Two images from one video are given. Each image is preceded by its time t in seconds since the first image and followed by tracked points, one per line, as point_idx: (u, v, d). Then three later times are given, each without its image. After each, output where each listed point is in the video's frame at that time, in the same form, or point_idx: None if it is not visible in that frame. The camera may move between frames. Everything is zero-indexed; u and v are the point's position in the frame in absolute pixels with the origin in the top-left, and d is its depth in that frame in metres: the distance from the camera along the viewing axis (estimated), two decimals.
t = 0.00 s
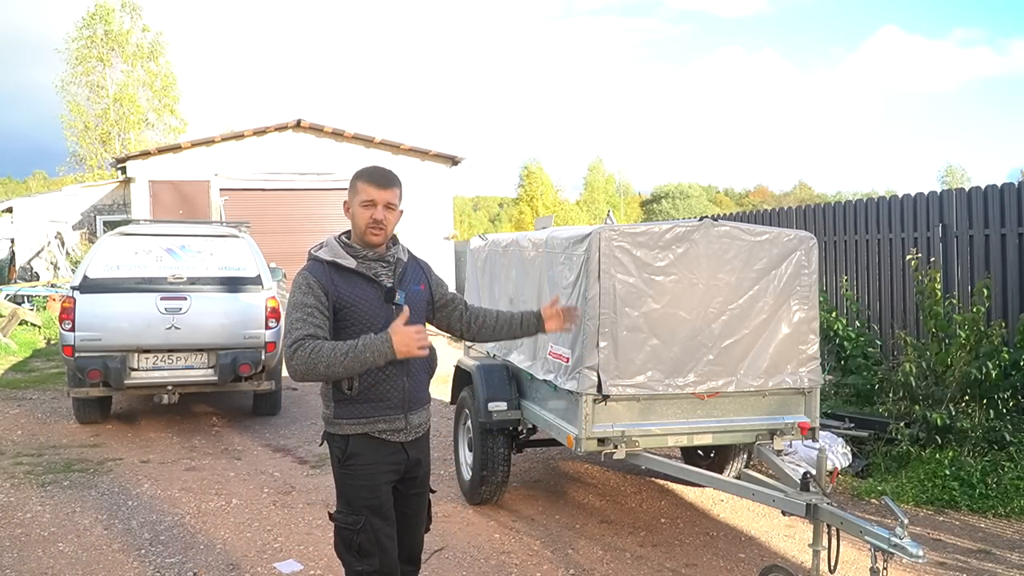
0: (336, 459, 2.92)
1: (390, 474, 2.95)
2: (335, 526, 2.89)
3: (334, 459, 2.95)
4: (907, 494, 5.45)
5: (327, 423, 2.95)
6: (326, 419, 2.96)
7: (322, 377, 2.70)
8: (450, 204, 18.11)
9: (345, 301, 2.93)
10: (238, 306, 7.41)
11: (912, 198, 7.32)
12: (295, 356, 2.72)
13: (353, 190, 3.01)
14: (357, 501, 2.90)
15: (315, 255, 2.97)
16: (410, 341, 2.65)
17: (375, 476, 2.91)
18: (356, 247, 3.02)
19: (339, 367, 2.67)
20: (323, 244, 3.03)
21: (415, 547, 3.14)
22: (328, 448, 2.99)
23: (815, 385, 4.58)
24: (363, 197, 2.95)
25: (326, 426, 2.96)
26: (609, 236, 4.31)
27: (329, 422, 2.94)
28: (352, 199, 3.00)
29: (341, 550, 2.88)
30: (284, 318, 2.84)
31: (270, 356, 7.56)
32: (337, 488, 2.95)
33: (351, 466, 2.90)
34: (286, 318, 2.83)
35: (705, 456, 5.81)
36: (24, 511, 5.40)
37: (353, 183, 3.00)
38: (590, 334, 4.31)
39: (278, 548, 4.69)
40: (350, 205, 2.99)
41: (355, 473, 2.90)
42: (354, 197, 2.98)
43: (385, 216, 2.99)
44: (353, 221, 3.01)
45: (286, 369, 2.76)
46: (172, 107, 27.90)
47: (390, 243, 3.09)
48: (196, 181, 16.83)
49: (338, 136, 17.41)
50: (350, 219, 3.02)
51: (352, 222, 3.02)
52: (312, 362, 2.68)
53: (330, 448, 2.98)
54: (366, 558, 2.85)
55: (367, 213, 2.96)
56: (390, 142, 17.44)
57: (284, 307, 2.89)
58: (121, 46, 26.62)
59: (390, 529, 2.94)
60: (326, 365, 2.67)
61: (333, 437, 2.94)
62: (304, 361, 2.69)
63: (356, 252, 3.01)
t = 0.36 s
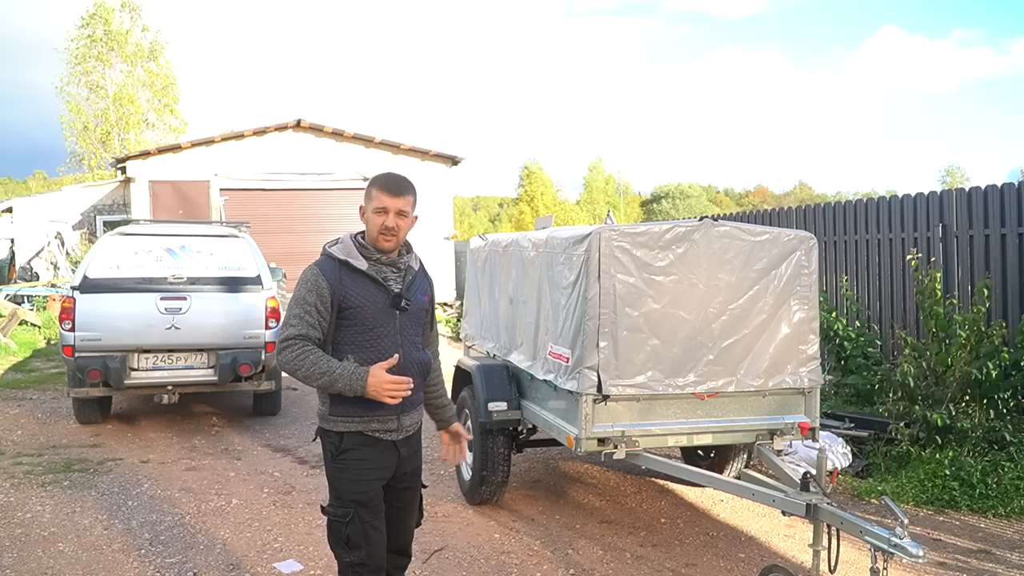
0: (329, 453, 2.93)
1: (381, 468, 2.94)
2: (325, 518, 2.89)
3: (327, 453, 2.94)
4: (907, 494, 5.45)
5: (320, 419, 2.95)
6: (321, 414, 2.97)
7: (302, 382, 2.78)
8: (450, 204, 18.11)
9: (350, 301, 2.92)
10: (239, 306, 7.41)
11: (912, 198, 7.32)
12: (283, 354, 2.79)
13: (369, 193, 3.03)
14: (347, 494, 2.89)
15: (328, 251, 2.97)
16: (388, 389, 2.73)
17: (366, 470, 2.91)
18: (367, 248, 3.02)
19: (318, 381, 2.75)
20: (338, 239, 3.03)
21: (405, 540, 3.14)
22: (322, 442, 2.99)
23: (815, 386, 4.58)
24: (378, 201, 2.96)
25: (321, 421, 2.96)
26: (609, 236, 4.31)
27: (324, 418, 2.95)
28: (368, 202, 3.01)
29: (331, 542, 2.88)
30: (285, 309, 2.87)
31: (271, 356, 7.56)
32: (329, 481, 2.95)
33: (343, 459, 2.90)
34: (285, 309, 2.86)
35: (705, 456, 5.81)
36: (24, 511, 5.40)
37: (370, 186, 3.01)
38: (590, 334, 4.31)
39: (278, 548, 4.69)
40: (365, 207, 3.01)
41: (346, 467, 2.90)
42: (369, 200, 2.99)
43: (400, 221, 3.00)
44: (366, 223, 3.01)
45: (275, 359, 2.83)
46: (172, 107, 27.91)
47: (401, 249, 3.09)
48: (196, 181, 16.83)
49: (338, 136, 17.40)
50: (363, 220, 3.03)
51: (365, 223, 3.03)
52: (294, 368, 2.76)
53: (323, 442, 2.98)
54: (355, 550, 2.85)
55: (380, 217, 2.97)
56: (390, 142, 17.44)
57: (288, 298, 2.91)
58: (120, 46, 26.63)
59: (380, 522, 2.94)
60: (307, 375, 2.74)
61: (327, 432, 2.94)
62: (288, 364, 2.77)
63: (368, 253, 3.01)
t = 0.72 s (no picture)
0: (336, 450, 2.91)
1: (388, 464, 2.95)
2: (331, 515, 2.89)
3: (332, 450, 2.92)
4: (907, 494, 5.45)
5: (325, 415, 2.93)
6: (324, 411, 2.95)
7: (318, 375, 2.76)
8: (450, 204, 18.12)
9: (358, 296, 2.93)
10: (239, 306, 7.41)
11: (912, 198, 7.32)
12: (297, 350, 2.77)
13: (366, 194, 3.02)
14: (355, 491, 2.89)
15: (331, 248, 2.97)
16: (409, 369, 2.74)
17: (374, 466, 2.92)
18: (375, 248, 3.02)
19: (337, 373, 2.73)
20: (339, 238, 3.02)
21: (405, 537, 3.14)
22: (325, 439, 2.96)
23: (815, 385, 4.58)
24: (381, 200, 2.95)
25: (324, 418, 2.94)
26: (609, 236, 4.31)
27: (329, 414, 2.92)
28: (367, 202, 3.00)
29: (338, 539, 2.87)
30: (294, 306, 2.85)
31: (270, 356, 7.56)
32: (333, 477, 2.93)
33: (350, 456, 2.89)
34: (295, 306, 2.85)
35: (705, 456, 5.81)
36: (24, 511, 5.40)
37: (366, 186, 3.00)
38: (590, 334, 4.31)
39: (278, 548, 4.70)
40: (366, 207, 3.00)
41: (354, 464, 2.89)
42: (369, 201, 2.98)
43: (405, 217, 3.01)
44: (368, 223, 3.00)
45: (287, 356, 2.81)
46: (172, 107, 27.91)
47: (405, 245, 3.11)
48: (196, 181, 16.83)
49: (338, 136, 17.40)
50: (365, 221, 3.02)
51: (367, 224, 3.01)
52: (311, 363, 2.74)
53: (326, 439, 2.95)
54: (363, 546, 2.85)
55: (386, 216, 2.97)
56: (390, 142, 17.44)
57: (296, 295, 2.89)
58: (120, 45, 26.62)
59: (385, 518, 2.95)
60: (325, 367, 2.73)
61: (332, 428, 2.92)
62: (304, 359, 2.75)
63: (371, 251, 3.02)
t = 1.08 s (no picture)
0: (354, 450, 2.89)
1: (406, 464, 2.96)
2: (351, 515, 2.88)
3: (349, 450, 2.91)
4: (907, 494, 5.45)
5: (340, 417, 2.91)
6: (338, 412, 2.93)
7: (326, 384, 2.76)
8: (450, 204, 18.11)
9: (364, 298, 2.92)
10: (238, 306, 7.41)
11: (912, 198, 7.32)
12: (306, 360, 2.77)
13: (352, 202, 3.01)
14: (376, 490, 2.89)
15: (333, 253, 2.97)
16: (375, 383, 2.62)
17: (394, 466, 2.92)
18: (383, 249, 3.02)
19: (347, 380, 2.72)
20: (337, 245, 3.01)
21: (415, 536, 3.15)
22: (339, 439, 2.94)
23: (815, 385, 4.58)
24: (378, 200, 2.97)
25: (339, 419, 2.91)
26: (609, 236, 4.31)
27: (345, 415, 2.90)
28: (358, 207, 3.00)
29: (357, 539, 2.87)
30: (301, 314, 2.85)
31: (270, 356, 7.56)
32: (351, 478, 2.92)
33: (371, 457, 2.89)
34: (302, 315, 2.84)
35: (705, 456, 5.81)
36: (24, 511, 5.40)
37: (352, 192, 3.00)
38: (590, 335, 4.31)
39: (278, 548, 4.69)
40: (360, 211, 2.99)
41: (376, 465, 2.89)
42: (363, 206, 2.98)
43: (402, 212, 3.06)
44: (368, 227, 2.99)
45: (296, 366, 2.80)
46: (172, 107, 27.91)
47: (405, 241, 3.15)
48: (196, 181, 16.83)
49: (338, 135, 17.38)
50: (364, 227, 3.01)
51: (366, 229, 3.01)
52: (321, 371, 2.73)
53: (341, 439, 2.93)
54: (384, 546, 2.85)
55: (387, 215, 2.99)
56: (390, 142, 17.43)
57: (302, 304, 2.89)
58: (120, 45, 26.62)
59: (404, 517, 2.97)
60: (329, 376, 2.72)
61: (350, 428, 2.91)
62: (313, 369, 2.74)
63: (376, 252, 3.02)
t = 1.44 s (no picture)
0: (358, 452, 2.89)
1: (411, 465, 2.95)
2: (356, 517, 2.87)
3: (353, 452, 2.90)
4: (907, 494, 5.45)
5: (344, 422, 2.92)
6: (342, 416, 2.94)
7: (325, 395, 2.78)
8: (450, 204, 18.11)
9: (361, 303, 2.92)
10: (238, 306, 7.41)
11: (912, 198, 7.32)
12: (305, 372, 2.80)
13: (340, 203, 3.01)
14: (381, 492, 2.88)
15: (329, 258, 2.97)
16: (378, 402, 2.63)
17: (399, 467, 2.91)
18: (373, 249, 3.03)
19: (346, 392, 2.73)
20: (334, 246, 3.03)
21: (421, 538, 3.14)
22: (343, 441, 2.93)
23: (815, 385, 4.58)
24: (358, 202, 2.94)
25: (343, 421, 2.91)
26: (609, 236, 4.31)
27: (347, 419, 2.90)
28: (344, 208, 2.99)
29: (363, 541, 2.86)
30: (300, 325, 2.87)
31: (270, 356, 7.56)
32: (355, 480, 2.91)
33: (375, 459, 2.88)
34: (301, 325, 2.87)
35: (704, 455, 5.81)
36: (24, 511, 5.40)
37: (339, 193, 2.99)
38: (590, 335, 4.31)
39: (278, 548, 4.69)
40: (345, 214, 2.98)
41: (380, 466, 2.88)
42: (347, 208, 2.97)
43: (385, 210, 3.01)
44: (355, 229, 3.00)
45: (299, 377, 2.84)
46: (172, 107, 27.92)
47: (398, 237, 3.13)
48: (196, 181, 16.83)
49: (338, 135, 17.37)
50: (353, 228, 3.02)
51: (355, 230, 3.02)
52: (320, 384, 2.75)
53: (345, 441, 2.93)
54: (390, 548, 2.85)
55: (368, 216, 2.97)
56: (390, 142, 17.42)
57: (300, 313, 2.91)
58: (121, 45, 26.61)
59: (409, 518, 2.96)
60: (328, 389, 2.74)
61: (353, 430, 2.90)
62: (313, 381, 2.77)
63: (368, 253, 3.02)
